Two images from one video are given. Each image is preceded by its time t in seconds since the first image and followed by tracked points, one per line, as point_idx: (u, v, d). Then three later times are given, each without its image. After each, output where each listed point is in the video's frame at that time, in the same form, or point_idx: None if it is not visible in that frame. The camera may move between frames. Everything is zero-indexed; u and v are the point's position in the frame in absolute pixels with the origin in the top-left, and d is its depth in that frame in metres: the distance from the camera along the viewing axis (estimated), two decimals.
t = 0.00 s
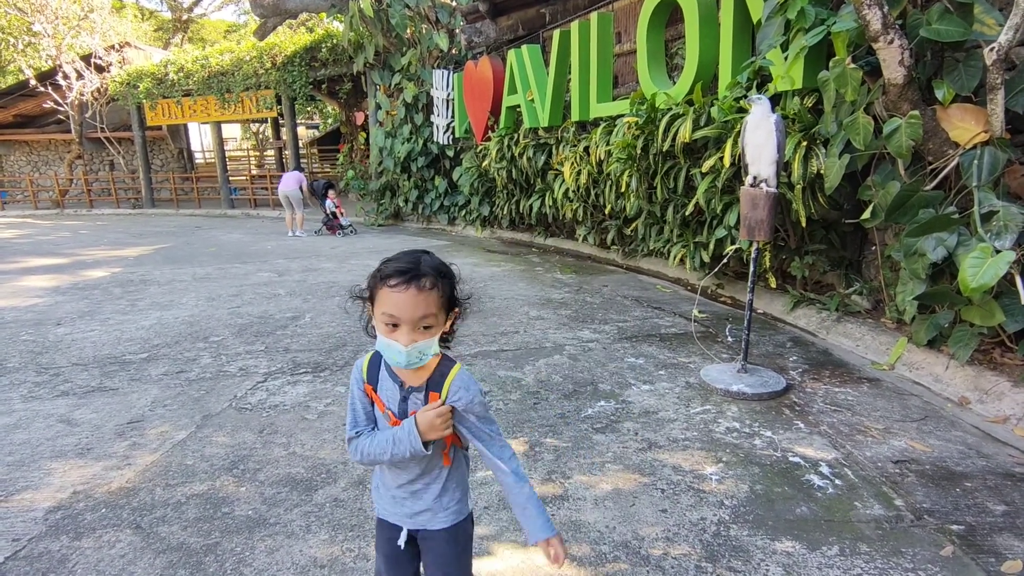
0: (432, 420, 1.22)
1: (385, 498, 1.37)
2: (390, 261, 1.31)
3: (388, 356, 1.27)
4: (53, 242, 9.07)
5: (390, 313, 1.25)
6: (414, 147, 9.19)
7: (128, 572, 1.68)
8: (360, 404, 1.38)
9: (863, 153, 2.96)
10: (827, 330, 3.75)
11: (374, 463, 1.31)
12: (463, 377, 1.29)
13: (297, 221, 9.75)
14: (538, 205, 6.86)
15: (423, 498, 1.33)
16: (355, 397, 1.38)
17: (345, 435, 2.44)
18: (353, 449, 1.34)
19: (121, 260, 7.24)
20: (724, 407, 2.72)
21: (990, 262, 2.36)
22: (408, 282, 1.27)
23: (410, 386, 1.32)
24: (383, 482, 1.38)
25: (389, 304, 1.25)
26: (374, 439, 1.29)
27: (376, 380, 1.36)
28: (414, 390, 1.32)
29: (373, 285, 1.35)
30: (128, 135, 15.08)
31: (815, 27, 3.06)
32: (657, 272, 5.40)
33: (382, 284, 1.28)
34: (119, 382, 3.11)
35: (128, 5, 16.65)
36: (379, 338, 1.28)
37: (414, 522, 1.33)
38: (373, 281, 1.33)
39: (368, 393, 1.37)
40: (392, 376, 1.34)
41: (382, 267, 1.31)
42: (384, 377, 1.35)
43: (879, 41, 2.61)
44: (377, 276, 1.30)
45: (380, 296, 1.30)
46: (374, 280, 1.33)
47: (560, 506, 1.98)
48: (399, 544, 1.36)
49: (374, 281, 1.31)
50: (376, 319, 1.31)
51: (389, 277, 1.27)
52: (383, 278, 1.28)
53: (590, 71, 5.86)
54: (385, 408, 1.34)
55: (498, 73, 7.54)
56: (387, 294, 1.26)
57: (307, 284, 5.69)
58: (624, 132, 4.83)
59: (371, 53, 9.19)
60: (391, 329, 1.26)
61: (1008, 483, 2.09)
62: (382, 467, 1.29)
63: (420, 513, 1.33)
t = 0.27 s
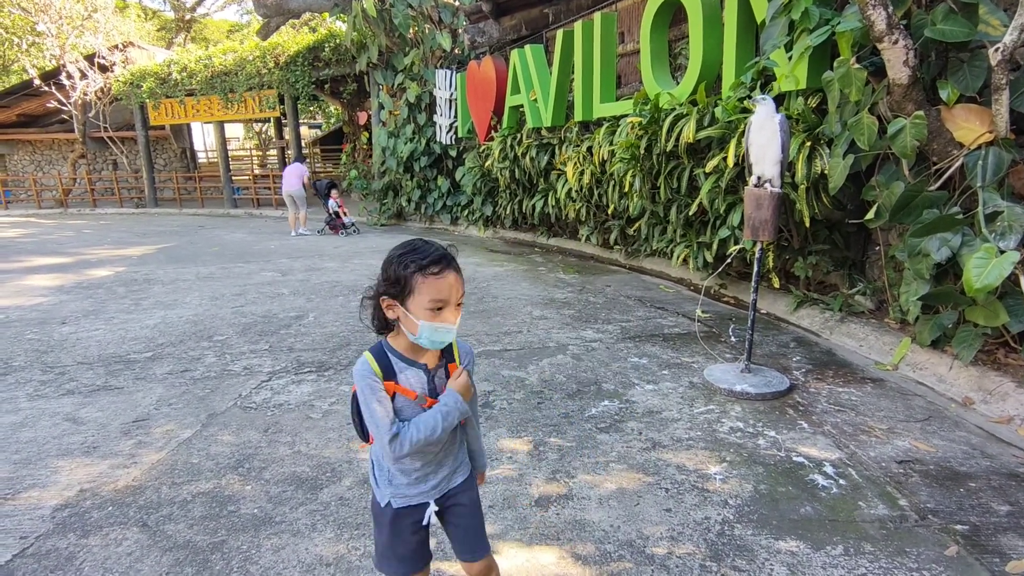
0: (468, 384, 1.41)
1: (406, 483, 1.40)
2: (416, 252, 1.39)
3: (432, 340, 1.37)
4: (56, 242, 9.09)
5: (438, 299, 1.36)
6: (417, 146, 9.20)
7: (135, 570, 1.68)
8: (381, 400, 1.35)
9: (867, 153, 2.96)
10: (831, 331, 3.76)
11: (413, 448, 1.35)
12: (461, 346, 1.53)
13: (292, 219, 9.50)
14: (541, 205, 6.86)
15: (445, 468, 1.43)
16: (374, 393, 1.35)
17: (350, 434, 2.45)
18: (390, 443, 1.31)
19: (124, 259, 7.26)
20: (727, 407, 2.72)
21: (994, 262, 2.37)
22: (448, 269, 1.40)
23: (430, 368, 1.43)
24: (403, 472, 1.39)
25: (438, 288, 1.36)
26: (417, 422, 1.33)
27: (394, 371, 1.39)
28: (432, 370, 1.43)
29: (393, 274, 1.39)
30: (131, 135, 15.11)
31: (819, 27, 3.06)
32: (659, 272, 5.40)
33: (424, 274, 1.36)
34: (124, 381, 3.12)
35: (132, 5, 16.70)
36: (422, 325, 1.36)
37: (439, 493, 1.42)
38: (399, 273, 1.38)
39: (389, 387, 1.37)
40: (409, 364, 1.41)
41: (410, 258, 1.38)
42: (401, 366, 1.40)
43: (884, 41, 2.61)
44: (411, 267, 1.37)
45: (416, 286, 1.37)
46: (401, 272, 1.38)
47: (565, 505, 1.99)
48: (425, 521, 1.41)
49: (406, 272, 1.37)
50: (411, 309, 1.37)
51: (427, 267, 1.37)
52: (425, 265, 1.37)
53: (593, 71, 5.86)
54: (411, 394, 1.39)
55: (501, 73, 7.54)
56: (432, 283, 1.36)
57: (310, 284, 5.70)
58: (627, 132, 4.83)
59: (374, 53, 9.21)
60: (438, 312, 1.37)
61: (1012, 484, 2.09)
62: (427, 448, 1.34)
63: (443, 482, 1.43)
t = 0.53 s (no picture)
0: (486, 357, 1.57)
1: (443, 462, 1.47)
2: (447, 242, 1.46)
3: (470, 322, 1.44)
4: (58, 241, 9.11)
5: (476, 283, 1.44)
6: (418, 146, 9.21)
7: (137, 568, 1.69)
8: (437, 385, 1.39)
9: (868, 153, 2.96)
10: (832, 330, 3.77)
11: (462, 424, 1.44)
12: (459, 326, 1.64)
13: (298, 219, 9.70)
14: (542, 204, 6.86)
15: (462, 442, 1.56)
16: (433, 379, 1.38)
17: (351, 434, 2.45)
18: (457, 422, 1.39)
19: (126, 259, 7.27)
20: (728, 407, 2.72)
21: (996, 262, 2.36)
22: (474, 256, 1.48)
23: (458, 348, 1.52)
24: (444, 452, 1.46)
25: (473, 274, 1.44)
26: (470, 397, 1.43)
27: (438, 355, 1.44)
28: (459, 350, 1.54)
29: (427, 265, 1.44)
30: (132, 134, 15.13)
31: (820, 27, 3.05)
32: (660, 272, 5.40)
33: (462, 262, 1.44)
34: (126, 380, 3.12)
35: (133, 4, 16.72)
36: (461, 309, 1.43)
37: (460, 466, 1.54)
38: (435, 263, 1.43)
39: (439, 372, 1.42)
40: (443, 346, 1.48)
41: (443, 248, 1.44)
42: (439, 349, 1.46)
43: (885, 41, 2.61)
44: (447, 257, 1.43)
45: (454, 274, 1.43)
46: (437, 262, 1.43)
47: (565, 504, 1.99)
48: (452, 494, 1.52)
49: (443, 261, 1.43)
50: (450, 295, 1.44)
51: (461, 255, 1.44)
52: (459, 254, 1.44)
53: (594, 71, 5.86)
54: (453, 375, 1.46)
55: (503, 73, 7.55)
56: (470, 269, 1.44)
57: (311, 283, 5.71)
58: (628, 132, 4.82)
59: (375, 53, 9.22)
60: (476, 295, 1.44)
61: (1013, 484, 2.09)
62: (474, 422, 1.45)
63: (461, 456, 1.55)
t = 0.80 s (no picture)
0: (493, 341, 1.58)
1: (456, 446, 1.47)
2: (464, 238, 1.46)
3: (484, 312, 1.45)
4: (58, 240, 9.11)
5: (491, 276, 1.44)
6: (418, 145, 9.21)
7: (135, 568, 1.69)
8: (457, 368, 1.39)
9: (868, 153, 2.95)
10: (831, 330, 3.78)
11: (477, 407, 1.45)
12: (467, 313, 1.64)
13: (303, 218, 9.85)
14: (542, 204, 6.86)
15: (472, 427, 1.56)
16: (453, 364, 1.38)
17: (350, 434, 2.45)
18: (475, 404, 1.39)
19: (126, 258, 7.27)
20: (728, 407, 2.72)
21: (996, 263, 2.36)
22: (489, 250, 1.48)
23: (472, 334, 1.52)
24: (457, 436, 1.47)
25: (488, 268, 1.44)
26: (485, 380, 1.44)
27: (456, 341, 1.44)
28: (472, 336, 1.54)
29: (444, 259, 1.43)
30: (132, 133, 15.13)
31: (820, 27, 3.05)
32: (660, 272, 5.41)
33: (478, 257, 1.43)
34: (124, 380, 3.12)
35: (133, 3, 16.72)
36: (476, 300, 1.43)
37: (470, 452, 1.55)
38: (452, 257, 1.43)
39: (457, 356, 1.42)
40: (459, 332, 1.48)
41: (460, 243, 1.44)
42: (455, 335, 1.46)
43: (885, 41, 2.60)
44: (464, 252, 1.43)
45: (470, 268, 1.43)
46: (454, 256, 1.43)
47: (564, 505, 1.99)
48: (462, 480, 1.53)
49: (460, 256, 1.43)
50: (466, 288, 1.44)
51: (478, 249, 1.44)
52: (475, 248, 1.44)
53: (594, 70, 5.85)
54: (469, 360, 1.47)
55: (503, 72, 7.54)
56: (486, 263, 1.44)
57: (311, 283, 5.71)
58: (628, 131, 4.81)
59: (375, 52, 9.21)
60: (489, 288, 1.45)
61: (1013, 485, 2.08)
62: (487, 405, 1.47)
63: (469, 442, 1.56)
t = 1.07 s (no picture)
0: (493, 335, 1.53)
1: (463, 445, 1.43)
2: (450, 228, 1.43)
3: (475, 304, 1.40)
4: (53, 237, 9.06)
5: (479, 266, 1.40)
6: (416, 143, 9.17)
7: (123, 572, 1.65)
8: (457, 363, 1.35)
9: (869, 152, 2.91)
10: (831, 330, 3.76)
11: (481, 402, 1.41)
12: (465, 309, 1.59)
13: (303, 215, 9.86)
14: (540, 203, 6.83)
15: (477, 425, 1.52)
16: (452, 359, 1.34)
17: (344, 434, 2.42)
18: (479, 398, 1.35)
19: (121, 255, 7.23)
20: (727, 408, 2.69)
21: (999, 263, 2.33)
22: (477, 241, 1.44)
23: (469, 328, 1.47)
24: (465, 432, 1.43)
25: (476, 258, 1.39)
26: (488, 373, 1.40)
27: (454, 336, 1.39)
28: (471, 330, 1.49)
29: (430, 251, 1.41)
30: (130, 130, 15.07)
31: (821, 24, 3.01)
32: (659, 271, 5.38)
33: (463, 247, 1.40)
34: (117, 379, 3.09)
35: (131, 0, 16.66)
36: (465, 292, 1.39)
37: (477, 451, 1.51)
38: (438, 249, 1.40)
39: (457, 351, 1.38)
40: (455, 327, 1.43)
41: (445, 233, 1.41)
42: (453, 329, 1.42)
43: (888, 38, 2.57)
44: (449, 242, 1.40)
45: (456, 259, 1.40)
46: (439, 248, 1.40)
47: (562, 508, 1.96)
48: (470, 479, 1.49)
49: (445, 246, 1.40)
50: (453, 280, 1.40)
51: (463, 240, 1.41)
52: (460, 239, 1.40)
53: (593, 68, 5.81)
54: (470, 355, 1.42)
55: (501, 70, 7.50)
56: (473, 252, 1.40)
57: (308, 281, 5.67)
58: (627, 129, 4.78)
59: (373, 49, 9.17)
60: (479, 278, 1.40)
61: (1017, 488, 2.06)
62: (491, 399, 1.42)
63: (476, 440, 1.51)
